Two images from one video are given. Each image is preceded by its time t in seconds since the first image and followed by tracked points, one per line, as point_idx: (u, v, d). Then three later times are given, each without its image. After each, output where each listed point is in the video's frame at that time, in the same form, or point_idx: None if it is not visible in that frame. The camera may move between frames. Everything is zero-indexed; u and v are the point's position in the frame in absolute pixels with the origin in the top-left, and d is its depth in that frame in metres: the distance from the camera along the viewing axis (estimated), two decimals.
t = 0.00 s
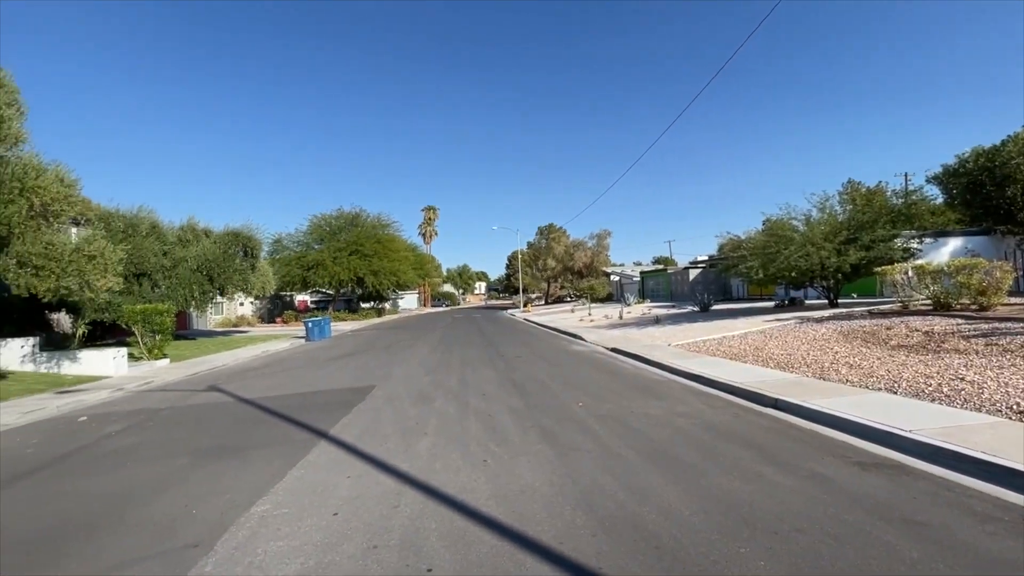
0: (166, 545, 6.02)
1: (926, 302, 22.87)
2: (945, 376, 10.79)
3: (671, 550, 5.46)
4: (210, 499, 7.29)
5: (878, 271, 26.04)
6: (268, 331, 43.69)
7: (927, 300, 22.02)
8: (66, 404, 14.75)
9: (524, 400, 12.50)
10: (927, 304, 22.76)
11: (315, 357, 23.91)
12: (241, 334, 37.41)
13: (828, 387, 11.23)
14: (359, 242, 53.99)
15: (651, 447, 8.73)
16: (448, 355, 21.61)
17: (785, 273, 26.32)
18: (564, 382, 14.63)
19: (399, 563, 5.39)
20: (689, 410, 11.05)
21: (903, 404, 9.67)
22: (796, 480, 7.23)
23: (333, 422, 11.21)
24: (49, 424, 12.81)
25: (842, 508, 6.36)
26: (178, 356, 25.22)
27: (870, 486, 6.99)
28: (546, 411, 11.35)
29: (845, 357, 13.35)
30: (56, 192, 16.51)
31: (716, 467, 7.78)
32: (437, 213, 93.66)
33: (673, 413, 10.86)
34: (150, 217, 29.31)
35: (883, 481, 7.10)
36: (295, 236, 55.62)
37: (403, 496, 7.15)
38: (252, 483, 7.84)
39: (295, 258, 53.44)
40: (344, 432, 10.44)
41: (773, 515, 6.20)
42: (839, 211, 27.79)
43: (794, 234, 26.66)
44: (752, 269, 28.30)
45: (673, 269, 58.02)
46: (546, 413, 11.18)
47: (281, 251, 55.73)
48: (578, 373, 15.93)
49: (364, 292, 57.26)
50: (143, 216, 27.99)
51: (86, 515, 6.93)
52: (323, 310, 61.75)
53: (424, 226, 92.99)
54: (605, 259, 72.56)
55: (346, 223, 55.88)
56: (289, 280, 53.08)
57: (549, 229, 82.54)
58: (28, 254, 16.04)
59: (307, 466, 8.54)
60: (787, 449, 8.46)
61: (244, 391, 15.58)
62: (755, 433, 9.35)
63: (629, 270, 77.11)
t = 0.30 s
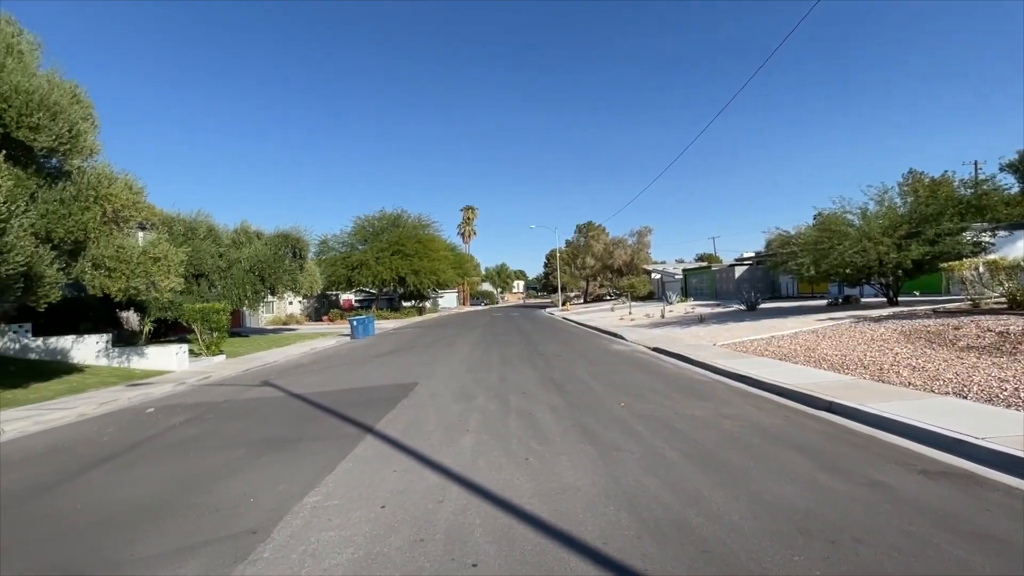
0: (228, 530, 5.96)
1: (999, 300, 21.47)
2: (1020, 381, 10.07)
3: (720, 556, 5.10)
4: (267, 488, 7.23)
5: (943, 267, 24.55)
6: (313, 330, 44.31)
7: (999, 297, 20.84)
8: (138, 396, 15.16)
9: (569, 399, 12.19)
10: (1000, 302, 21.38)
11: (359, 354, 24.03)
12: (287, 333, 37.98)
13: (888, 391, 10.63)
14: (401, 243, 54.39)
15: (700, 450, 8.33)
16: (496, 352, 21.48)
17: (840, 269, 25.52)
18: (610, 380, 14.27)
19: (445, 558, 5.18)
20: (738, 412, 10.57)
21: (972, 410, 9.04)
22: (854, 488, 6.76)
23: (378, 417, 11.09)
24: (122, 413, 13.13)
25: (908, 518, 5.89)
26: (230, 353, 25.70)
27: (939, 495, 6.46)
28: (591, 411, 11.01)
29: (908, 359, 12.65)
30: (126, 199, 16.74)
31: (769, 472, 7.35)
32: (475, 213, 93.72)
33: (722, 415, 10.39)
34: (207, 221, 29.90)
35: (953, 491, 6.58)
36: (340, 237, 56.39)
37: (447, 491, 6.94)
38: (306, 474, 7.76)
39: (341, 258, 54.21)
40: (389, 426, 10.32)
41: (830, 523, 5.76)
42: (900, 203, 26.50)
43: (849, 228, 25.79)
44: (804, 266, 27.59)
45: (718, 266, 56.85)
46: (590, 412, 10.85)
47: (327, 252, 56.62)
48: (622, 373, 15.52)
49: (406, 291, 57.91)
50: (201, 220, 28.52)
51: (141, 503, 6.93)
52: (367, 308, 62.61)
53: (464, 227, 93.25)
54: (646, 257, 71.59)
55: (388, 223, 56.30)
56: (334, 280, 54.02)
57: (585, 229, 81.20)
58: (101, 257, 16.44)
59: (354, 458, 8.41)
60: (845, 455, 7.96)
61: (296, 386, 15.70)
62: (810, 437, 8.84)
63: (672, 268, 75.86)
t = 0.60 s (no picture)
0: (278, 520, 5.83)
1: None
2: None
3: (770, 563, 4.72)
4: (314, 481, 7.10)
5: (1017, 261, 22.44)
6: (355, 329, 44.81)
7: None
8: (195, 390, 15.35)
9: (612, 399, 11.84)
10: None
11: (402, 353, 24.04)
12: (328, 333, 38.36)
13: (953, 396, 9.99)
14: (439, 243, 54.52)
15: (748, 454, 7.89)
16: (538, 351, 21.22)
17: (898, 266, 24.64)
18: (653, 381, 13.87)
19: (486, 554, 4.93)
20: (788, 416, 10.05)
21: None
22: (916, 496, 6.26)
23: (418, 414, 10.94)
24: (182, 407, 13.29)
25: (979, 528, 5.39)
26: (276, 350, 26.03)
27: (1011, 506, 5.92)
28: (633, 411, 10.64)
29: (974, 363, 11.91)
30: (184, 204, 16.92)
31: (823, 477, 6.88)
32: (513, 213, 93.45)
33: (772, 418, 9.89)
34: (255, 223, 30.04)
35: None
36: (381, 239, 56.85)
37: (487, 489, 6.69)
38: (353, 468, 7.61)
39: (382, 259, 54.70)
40: (430, 424, 10.14)
41: (890, 532, 5.31)
42: (968, 194, 24.81)
43: (907, 223, 24.78)
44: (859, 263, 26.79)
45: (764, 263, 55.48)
46: (632, 413, 10.48)
47: (368, 252, 57.16)
48: (665, 373, 15.08)
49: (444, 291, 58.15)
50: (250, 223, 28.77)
51: (188, 493, 6.86)
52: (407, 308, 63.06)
53: (501, 226, 93.16)
54: (686, 254, 70.18)
55: (426, 224, 56.48)
56: (375, 280, 54.59)
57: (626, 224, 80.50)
58: (162, 259, 16.75)
59: (396, 454, 8.24)
60: (905, 462, 7.43)
61: (340, 383, 15.71)
62: (867, 443, 8.31)
63: (713, 266, 74.26)
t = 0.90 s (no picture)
0: (320, 514, 5.86)
1: None
2: None
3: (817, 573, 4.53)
4: (354, 476, 7.13)
5: None
6: (391, 328, 45.21)
7: None
8: (241, 387, 15.67)
9: (650, 400, 11.66)
10: None
11: (437, 352, 24.15)
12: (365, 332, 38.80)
13: (1014, 404, 9.54)
14: (472, 244, 54.66)
15: (793, 459, 7.66)
16: (576, 351, 21.10)
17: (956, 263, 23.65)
18: (693, 383, 13.64)
19: (525, 554, 4.87)
20: (835, 421, 9.73)
21: None
22: (973, 507, 5.97)
23: (454, 413, 10.94)
24: (228, 402, 13.53)
25: None
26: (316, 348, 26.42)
27: None
28: (672, 414, 10.46)
29: None
30: (232, 208, 17.18)
31: (871, 486, 6.63)
32: (545, 213, 93.12)
33: (817, 423, 9.60)
34: (297, 225, 30.71)
35: None
36: (416, 240, 57.24)
37: (525, 488, 6.62)
38: (390, 464, 7.63)
39: (417, 260, 55.09)
40: (467, 422, 10.12)
41: (945, 544, 5.07)
42: None
43: (967, 219, 23.73)
44: (914, 261, 25.82)
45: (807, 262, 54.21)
46: (671, 416, 10.30)
47: (404, 254, 57.62)
48: (704, 375, 14.83)
49: (479, 292, 58.30)
50: (293, 226, 29.44)
51: (233, 485, 6.96)
52: (442, 308, 63.43)
53: (533, 226, 93.00)
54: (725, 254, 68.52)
55: (460, 225, 56.67)
56: (410, 281, 55.00)
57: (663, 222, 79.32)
58: (213, 261, 17.03)
59: (434, 452, 8.23)
60: (960, 472, 7.11)
61: (378, 381, 15.83)
62: (919, 451, 7.98)
63: (754, 266, 72.84)
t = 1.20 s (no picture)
0: (367, 509, 6.05)
1: None
2: None
3: None
4: (398, 473, 7.31)
5: None
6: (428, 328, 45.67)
7: None
8: (287, 384, 16.12)
9: (692, 403, 11.58)
10: None
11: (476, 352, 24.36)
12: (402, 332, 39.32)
13: None
14: (507, 246, 54.83)
15: (844, 465, 7.53)
16: (615, 352, 21.08)
17: None
18: (736, 386, 13.52)
19: (570, 556, 4.93)
20: (891, 428, 9.49)
21: None
22: None
23: (494, 413, 11.06)
24: (274, 400, 13.91)
25: None
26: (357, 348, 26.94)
27: None
28: (715, 417, 10.37)
29: None
30: (276, 212, 17.82)
31: (927, 493, 6.48)
32: (580, 212, 92.70)
33: (869, 430, 9.38)
34: (338, 228, 31.24)
35: None
36: (452, 241, 57.69)
37: (566, 490, 6.68)
38: (433, 462, 7.79)
39: (452, 261, 55.51)
40: (506, 422, 10.23)
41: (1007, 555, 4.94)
42: None
43: None
44: (979, 259, 24.91)
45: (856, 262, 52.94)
46: (713, 419, 10.21)
47: (440, 255, 58.07)
48: (747, 378, 14.65)
49: (514, 293, 58.50)
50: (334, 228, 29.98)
51: (284, 479, 7.21)
52: (477, 309, 63.83)
53: (568, 227, 92.73)
54: (767, 254, 67.37)
55: (494, 227, 56.93)
56: (446, 282, 55.48)
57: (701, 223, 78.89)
58: (261, 263, 17.51)
59: (475, 451, 8.36)
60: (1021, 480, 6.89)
61: (417, 381, 16.08)
62: (978, 458, 7.75)
63: (798, 265, 71.45)
